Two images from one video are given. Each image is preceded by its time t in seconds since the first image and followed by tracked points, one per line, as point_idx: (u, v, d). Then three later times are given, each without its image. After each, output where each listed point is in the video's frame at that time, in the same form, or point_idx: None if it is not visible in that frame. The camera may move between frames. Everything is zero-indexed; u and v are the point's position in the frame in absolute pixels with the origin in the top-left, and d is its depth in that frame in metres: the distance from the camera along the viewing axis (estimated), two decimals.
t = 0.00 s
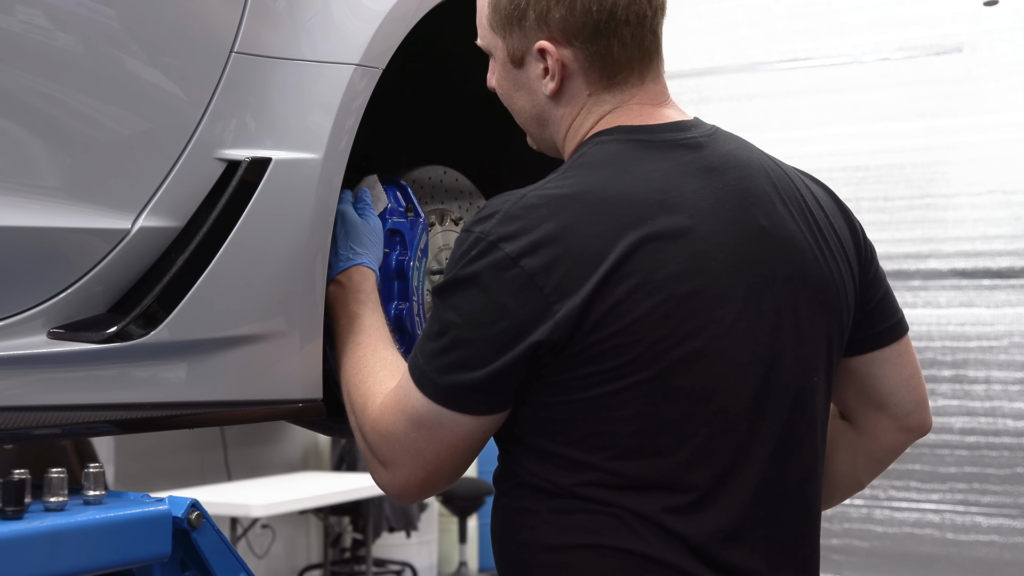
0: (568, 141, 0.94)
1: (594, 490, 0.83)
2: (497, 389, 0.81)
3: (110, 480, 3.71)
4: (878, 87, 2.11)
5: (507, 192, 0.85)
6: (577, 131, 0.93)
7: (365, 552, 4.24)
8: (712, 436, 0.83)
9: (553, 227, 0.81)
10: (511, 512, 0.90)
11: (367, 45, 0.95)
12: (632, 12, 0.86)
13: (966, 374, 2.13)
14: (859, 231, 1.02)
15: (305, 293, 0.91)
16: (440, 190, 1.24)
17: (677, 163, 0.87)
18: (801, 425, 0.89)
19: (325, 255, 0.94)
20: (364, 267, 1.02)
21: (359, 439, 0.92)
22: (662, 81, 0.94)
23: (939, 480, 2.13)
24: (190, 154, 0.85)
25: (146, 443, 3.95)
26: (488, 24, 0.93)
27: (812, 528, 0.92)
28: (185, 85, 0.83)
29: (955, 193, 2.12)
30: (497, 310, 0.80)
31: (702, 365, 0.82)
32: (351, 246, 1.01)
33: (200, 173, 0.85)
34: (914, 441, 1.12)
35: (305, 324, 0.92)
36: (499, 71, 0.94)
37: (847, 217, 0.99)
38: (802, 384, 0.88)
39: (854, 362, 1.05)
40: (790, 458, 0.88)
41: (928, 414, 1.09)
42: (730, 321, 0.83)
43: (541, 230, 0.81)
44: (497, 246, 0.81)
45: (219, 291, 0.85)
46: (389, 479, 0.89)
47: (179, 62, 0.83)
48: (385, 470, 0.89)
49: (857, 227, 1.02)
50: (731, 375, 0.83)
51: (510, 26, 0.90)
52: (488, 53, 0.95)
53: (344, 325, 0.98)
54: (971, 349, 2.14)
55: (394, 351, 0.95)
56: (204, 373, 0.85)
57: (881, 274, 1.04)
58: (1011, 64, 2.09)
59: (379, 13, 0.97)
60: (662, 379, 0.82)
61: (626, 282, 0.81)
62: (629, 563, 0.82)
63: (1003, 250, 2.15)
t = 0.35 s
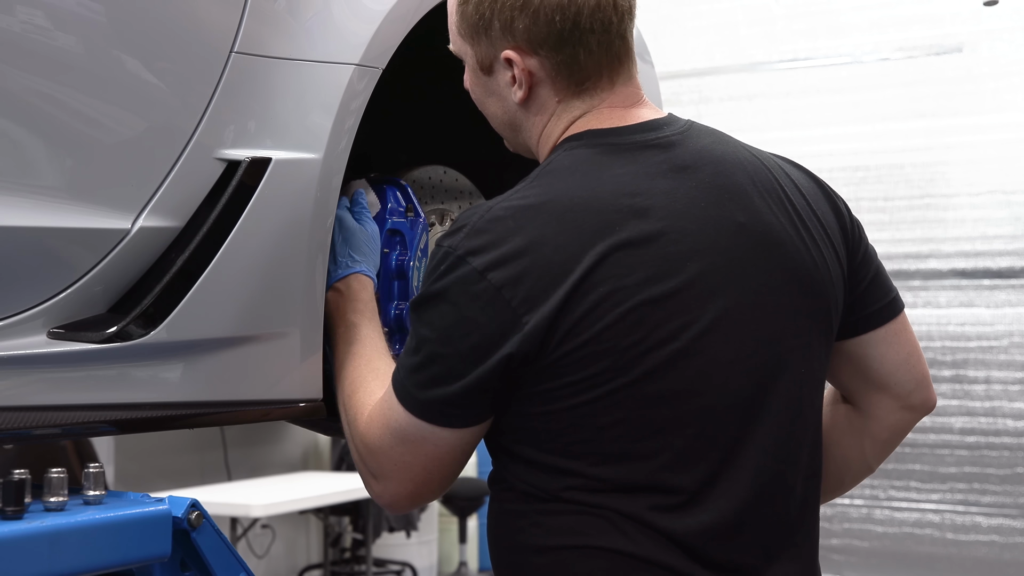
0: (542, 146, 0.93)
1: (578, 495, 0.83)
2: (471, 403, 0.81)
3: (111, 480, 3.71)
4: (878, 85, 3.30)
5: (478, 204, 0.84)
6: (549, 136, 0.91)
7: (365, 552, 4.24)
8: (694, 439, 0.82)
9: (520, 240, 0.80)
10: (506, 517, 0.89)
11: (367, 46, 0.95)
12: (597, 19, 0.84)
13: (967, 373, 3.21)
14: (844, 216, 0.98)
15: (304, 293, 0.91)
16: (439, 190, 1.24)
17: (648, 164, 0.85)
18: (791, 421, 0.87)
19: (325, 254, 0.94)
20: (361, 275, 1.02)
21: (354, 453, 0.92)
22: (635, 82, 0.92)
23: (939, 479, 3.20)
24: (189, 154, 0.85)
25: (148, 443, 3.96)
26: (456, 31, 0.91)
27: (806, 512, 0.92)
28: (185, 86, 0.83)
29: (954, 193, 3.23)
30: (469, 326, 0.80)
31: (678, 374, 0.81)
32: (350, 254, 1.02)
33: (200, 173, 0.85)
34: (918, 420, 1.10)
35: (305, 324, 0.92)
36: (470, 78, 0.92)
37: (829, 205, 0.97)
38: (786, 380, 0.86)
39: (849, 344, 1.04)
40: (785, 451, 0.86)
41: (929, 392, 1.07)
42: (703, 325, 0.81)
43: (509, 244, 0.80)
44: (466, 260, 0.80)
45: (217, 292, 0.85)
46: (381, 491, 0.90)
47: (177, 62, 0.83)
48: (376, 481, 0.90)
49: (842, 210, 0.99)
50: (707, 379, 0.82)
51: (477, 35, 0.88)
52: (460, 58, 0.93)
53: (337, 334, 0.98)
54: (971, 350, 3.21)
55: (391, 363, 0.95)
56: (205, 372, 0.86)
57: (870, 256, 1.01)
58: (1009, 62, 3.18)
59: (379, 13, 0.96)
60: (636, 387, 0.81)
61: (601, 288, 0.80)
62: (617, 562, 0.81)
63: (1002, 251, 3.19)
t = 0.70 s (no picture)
0: (532, 151, 0.92)
1: (581, 499, 0.83)
2: (464, 407, 0.80)
3: (111, 480, 3.72)
4: (878, 85, 3.30)
5: (474, 214, 0.83)
6: (539, 141, 0.91)
7: (365, 552, 4.24)
8: (695, 443, 0.82)
9: (520, 250, 0.80)
10: (509, 517, 0.89)
11: (367, 45, 0.95)
12: (581, 21, 0.84)
13: (967, 373, 3.22)
14: (836, 210, 0.97)
15: (305, 292, 0.91)
16: (440, 190, 1.25)
17: (643, 167, 0.85)
18: (794, 419, 0.86)
19: (325, 254, 0.94)
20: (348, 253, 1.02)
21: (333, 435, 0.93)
22: (621, 84, 0.91)
23: (940, 479, 3.21)
24: (189, 154, 0.85)
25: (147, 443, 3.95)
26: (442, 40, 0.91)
27: (807, 504, 0.92)
28: (186, 85, 0.83)
29: (954, 193, 3.23)
30: (468, 338, 0.79)
31: (677, 380, 0.81)
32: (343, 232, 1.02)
33: (200, 173, 0.85)
34: (901, 413, 1.10)
35: (305, 324, 0.92)
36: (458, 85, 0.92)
37: (823, 199, 0.96)
38: (786, 378, 0.85)
39: (838, 339, 1.03)
40: (790, 448, 0.86)
41: (914, 386, 1.07)
42: (703, 329, 0.81)
43: (506, 255, 0.79)
44: (462, 271, 0.80)
45: (218, 294, 0.85)
46: (357, 474, 0.91)
47: (178, 62, 0.83)
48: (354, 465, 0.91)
49: (834, 205, 0.98)
50: (710, 382, 0.81)
51: (463, 42, 0.87)
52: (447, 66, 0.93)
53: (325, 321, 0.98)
54: (971, 350, 3.22)
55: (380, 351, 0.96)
56: (205, 371, 0.85)
57: (863, 251, 1.00)
58: (1009, 62, 3.17)
59: (379, 13, 0.97)
60: (638, 392, 0.80)
61: (603, 296, 0.79)
62: (620, 561, 0.82)
63: (1002, 251, 3.19)
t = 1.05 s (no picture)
0: (518, 161, 0.92)
1: (586, 501, 0.83)
2: (475, 424, 0.81)
3: (111, 480, 3.72)
4: (878, 85, 3.29)
5: (466, 229, 0.83)
6: (523, 152, 0.90)
7: (365, 552, 4.24)
8: (696, 443, 0.82)
9: (515, 261, 0.80)
10: (512, 521, 0.89)
11: (367, 46, 0.95)
12: (561, 28, 0.83)
13: (967, 373, 3.22)
14: (824, 200, 0.97)
15: (306, 293, 0.92)
16: (440, 190, 1.24)
17: (631, 168, 0.84)
18: (795, 410, 0.86)
19: (325, 256, 0.94)
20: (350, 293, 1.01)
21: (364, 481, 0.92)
22: (603, 87, 0.91)
23: (940, 479, 3.21)
24: (190, 154, 0.85)
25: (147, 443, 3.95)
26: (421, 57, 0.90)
27: (814, 493, 0.92)
28: (186, 86, 0.84)
29: (954, 193, 3.22)
30: (467, 351, 0.79)
31: (674, 382, 0.81)
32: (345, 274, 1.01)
33: (200, 173, 0.85)
34: (905, 395, 1.09)
35: (306, 324, 0.92)
36: (440, 99, 0.91)
37: (811, 190, 0.96)
38: (783, 371, 0.85)
39: (835, 325, 1.03)
40: (793, 438, 0.86)
41: (915, 367, 1.06)
42: (698, 329, 0.81)
43: (501, 266, 0.80)
44: (458, 288, 0.80)
45: (220, 298, 0.86)
46: (396, 518, 0.90)
47: (178, 62, 0.83)
48: (390, 509, 0.90)
49: (821, 194, 0.97)
50: (708, 380, 0.81)
51: (443, 57, 0.87)
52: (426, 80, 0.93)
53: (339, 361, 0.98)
54: (971, 350, 3.22)
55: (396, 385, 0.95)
56: (205, 371, 0.86)
57: (853, 238, 0.99)
58: (1009, 62, 3.17)
59: (379, 13, 0.97)
60: (639, 394, 0.80)
61: (601, 300, 0.80)
62: (631, 560, 0.81)
63: (1002, 251, 3.19)
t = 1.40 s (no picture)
0: (500, 174, 0.92)
1: (582, 504, 0.84)
2: (462, 437, 0.82)
3: (111, 480, 3.72)
4: (878, 85, 3.29)
5: (448, 243, 0.84)
6: (504, 164, 0.90)
7: (365, 553, 4.24)
8: (683, 445, 0.82)
9: (492, 274, 0.80)
10: (510, 523, 0.89)
11: (367, 46, 0.96)
12: (532, 39, 0.83)
13: (967, 373, 3.22)
14: (814, 190, 0.96)
15: (305, 294, 0.91)
16: (440, 190, 1.24)
17: (610, 171, 0.84)
18: (790, 405, 0.86)
19: (325, 257, 0.94)
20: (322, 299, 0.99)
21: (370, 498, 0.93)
22: (580, 90, 0.91)
23: (940, 479, 3.21)
24: (189, 154, 0.85)
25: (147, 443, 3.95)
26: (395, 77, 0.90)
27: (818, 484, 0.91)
28: (186, 86, 0.84)
29: (954, 193, 3.22)
30: (453, 364, 0.80)
31: (656, 386, 0.80)
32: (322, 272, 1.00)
33: (200, 173, 0.85)
34: (907, 383, 1.09)
35: (306, 324, 0.92)
36: (419, 120, 0.91)
37: (796, 180, 0.95)
38: (773, 367, 0.85)
39: (833, 317, 1.02)
40: (787, 433, 0.86)
41: (915, 354, 1.06)
42: (681, 331, 0.80)
43: (481, 278, 0.80)
44: (440, 305, 0.80)
45: (217, 303, 0.85)
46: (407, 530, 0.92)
47: (177, 62, 0.83)
48: (399, 522, 0.91)
49: (811, 184, 0.96)
50: (693, 381, 0.81)
51: (417, 78, 0.87)
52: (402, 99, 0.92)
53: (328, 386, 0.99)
54: (971, 350, 3.22)
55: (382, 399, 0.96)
56: (205, 372, 0.86)
57: (845, 227, 0.98)
58: (1009, 62, 3.17)
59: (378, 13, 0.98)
60: (623, 398, 0.80)
61: (582, 305, 0.79)
62: (621, 560, 0.81)
63: (1002, 251, 3.19)
